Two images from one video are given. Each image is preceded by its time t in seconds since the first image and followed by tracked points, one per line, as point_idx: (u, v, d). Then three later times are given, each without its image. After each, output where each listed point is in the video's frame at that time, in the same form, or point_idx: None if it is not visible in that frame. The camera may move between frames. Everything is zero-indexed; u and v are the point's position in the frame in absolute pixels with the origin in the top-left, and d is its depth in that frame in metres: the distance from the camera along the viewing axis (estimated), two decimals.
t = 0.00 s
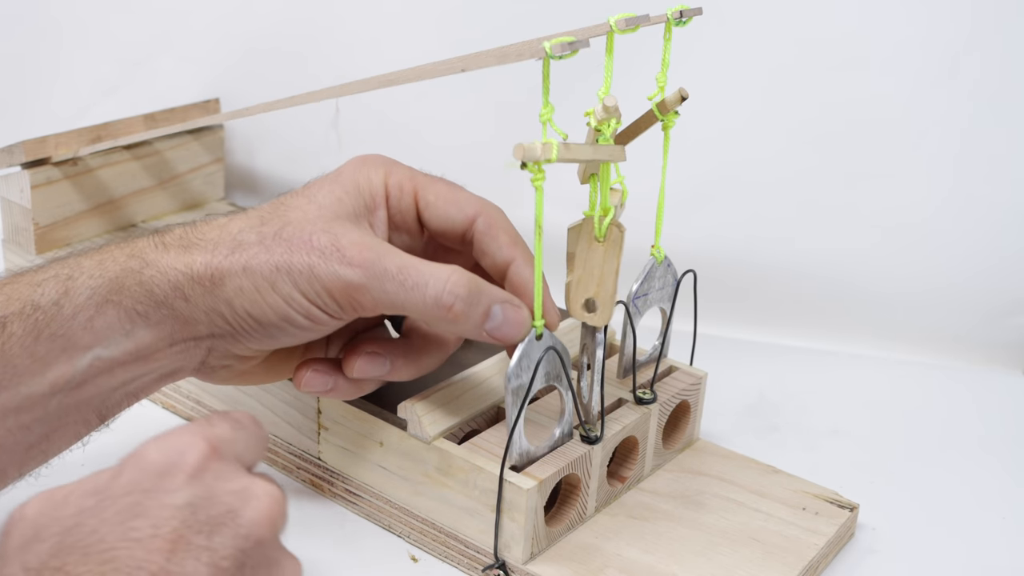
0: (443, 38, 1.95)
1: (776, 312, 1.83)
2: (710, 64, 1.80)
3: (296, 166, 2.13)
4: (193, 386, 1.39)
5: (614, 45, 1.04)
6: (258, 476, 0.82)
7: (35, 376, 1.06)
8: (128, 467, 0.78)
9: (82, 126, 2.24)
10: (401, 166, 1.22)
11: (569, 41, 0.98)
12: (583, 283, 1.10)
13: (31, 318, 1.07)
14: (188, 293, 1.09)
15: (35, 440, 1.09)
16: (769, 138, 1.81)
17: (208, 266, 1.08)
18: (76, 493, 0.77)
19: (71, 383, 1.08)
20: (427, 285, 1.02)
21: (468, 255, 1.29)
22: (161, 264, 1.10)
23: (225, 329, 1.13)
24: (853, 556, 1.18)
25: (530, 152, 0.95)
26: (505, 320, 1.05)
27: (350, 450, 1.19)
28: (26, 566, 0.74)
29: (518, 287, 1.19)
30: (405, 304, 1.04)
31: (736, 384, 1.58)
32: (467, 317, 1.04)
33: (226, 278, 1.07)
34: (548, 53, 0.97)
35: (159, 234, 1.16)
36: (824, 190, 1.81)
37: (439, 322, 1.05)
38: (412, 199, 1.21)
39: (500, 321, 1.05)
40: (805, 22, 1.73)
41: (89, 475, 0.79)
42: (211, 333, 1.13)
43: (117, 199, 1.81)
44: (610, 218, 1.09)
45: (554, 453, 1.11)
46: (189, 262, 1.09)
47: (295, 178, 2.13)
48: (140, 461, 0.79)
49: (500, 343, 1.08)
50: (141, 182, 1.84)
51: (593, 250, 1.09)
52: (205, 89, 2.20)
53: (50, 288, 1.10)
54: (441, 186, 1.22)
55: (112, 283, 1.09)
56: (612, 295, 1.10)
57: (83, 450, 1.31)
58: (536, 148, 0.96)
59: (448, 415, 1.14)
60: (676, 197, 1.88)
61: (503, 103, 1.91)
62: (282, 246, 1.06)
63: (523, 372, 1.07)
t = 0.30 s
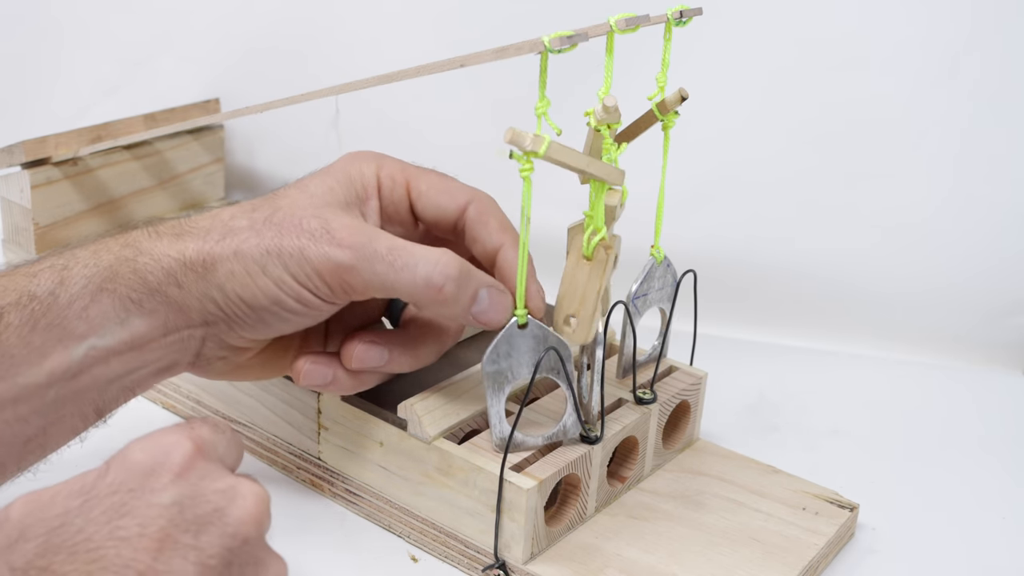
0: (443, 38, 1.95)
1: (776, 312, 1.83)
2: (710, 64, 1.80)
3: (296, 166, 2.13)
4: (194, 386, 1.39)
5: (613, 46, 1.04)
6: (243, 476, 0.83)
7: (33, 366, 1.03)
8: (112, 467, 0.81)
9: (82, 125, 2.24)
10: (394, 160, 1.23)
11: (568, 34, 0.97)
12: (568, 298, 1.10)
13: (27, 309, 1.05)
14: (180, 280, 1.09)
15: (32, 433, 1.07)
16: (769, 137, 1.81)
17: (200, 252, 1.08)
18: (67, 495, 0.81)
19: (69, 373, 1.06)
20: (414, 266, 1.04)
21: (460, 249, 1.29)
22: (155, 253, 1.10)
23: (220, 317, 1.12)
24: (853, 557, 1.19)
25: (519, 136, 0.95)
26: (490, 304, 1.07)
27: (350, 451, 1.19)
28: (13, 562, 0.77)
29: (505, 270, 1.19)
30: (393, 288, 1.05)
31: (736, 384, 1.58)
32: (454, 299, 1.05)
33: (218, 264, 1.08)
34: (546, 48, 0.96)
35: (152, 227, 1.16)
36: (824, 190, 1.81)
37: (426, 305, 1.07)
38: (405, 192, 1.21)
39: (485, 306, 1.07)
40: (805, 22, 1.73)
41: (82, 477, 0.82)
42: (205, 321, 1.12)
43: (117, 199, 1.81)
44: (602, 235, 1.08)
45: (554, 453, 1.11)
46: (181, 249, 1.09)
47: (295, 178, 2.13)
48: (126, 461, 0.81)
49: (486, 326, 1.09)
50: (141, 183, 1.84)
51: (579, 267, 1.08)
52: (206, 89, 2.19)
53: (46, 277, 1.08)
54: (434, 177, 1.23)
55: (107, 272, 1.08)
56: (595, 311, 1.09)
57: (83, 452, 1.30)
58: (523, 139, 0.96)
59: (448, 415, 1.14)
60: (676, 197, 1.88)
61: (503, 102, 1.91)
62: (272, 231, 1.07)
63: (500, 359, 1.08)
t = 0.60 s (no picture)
0: (443, 38, 1.95)
1: (776, 312, 1.83)
2: (710, 63, 1.80)
3: (296, 166, 2.13)
4: (193, 386, 1.39)
5: (613, 46, 1.04)
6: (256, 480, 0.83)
7: (29, 365, 1.02)
8: (125, 471, 0.82)
9: (82, 125, 2.24)
10: (403, 160, 1.23)
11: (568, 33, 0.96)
12: (580, 304, 1.11)
13: (23, 308, 1.03)
14: (177, 282, 1.04)
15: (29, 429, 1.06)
16: (769, 137, 1.81)
17: (195, 255, 1.03)
18: (79, 497, 0.81)
19: (66, 372, 1.04)
20: (410, 284, 0.98)
21: (471, 246, 1.29)
22: (151, 251, 1.05)
23: (215, 319, 1.08)
24: (853, 557, 1.18)
25: (520, 136, 0.95)
26: (490, 331, 0.98)
27: (351, 450, 1.19)
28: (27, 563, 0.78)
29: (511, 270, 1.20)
30: (387, 303, 0.99)
31: (736, 384, 1.58)
32: (450, 321, 0.98)
33: (212, 267, 1.03)
34: (546, 47, 0.95)
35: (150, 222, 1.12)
36: (823, 189, 1.81)
37: (421, 327, 1.00)
38: (415, 192, 1.21)
39: (487, 330, 0.98)
40: (805, 22, 1.73)
41: (95, 479, 0.83)
42: (200, 322, 1.08)
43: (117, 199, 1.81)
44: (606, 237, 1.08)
45: (554, 452, 1.11)
46: (177, 248, 1.04)
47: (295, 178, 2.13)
48: (138, 465, 0.82)
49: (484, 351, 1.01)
50: (140, 183, 1.84)
51: (586, 273, 1.08)
52: (206, 89, 2.19)
53: (42, 275, 1.06)
54: (443, 177, 1.23)
55: (103, 271, 1.05)
56: (608, 314, 1.10)
57: (82, 450, 1.31)
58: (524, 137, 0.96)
59: (448, 415, 1.14)
60: (676, 197, 1.88)
61: (503, 101, 1.91)
62: (270, 237, 1.02)
63: (500, 360, 1.07)
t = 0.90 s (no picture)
0: (443, 38, 1.96)
1: (776, 312, 1.82)
2: (709, 63, 1.80)
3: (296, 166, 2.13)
4: (194, 386, 1.39)
5: (613, 46, 1.04)
6: (261, 478, 0.83)
7: (17, 345, 0.98)
8: (130, 467, 0.82)
9: (82, 125, 2.24)
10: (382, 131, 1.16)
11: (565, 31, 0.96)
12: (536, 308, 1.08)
13: (8, 288, 0.99)
14: (162, 257, 1.01)
15: (19, 414, 1.03)
16: (770, 137, 1.81)
17: (180, 227, 1.00)
18: (85, 495, 0.81)
19: (54, 353, 1.01)
20: (398, 243, 0.96)
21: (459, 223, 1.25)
22: (137, 228, 1.02)
23: (201, 293, 1.04)
24: (853, 557, 1.19)
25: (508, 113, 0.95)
26: (473, 286, 1.01)
27: (350, 450, 1.19)
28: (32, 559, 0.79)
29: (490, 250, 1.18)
30: (373, 266, 0.98)
31: (736, 384, 1.58)
32: (436, 278, 0.99)
33: (197, 239, 0.99)
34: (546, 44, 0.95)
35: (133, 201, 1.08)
36: (824, 189, 1.81)
37: (409, 283, 1.00)
38: (402, 164, 1.16)
39: (467, 285, 1.01)
40: (805, 22, 1.73)
41: (104, 475, 0.82)
42: (187, 298, 1.04)
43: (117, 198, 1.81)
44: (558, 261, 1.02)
45: (554, 453, 1.11)
46: (161, 223, 1.01)
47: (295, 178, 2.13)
48: (144, 462, 0.81)
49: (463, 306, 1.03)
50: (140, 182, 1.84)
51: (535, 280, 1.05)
52: (206, 89, 2.20)
53: (25, 254, 1.01)
54: (429, 148, 1.17)
55: (89, 249, 1.01)
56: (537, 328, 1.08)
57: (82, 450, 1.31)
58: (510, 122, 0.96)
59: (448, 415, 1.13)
60: (676, 197, 1.88)
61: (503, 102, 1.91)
62: (253, 205, 0.98)
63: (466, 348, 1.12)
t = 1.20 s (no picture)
0: (443, 38, 1.96)
1: (776, 312, 1.82)
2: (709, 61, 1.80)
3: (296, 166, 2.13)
4: (193, 386, 1.39)
5: (613, 46, 1.04)
6: (263, 478, 0.83)
7: (6, 332, 0.93)
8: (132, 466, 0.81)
9: (82, 125, 2.24)
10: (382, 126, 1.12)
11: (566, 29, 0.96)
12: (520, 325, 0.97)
13: None
14: (140, 233, 0.95)
15: (10, 404, 0.97)
16: (770, 137, 1.81)
17: (156, 198, 0.94)
18: (89, 493, 0.81)
19: (43, 339, 0.95)
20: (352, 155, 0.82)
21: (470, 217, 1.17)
22: (120, 208, 0.97)
23: (182, 270, 0.96)
24: (853, 557, 1.19)
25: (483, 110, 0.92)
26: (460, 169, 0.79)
27: (350, 450, 1.19)
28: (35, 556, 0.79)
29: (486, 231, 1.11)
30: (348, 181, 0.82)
31: (737, 384, 1.58)
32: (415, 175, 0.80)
33: (167, 211, 0.92)
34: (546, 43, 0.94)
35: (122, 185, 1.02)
36: (824, 189, 1.81)
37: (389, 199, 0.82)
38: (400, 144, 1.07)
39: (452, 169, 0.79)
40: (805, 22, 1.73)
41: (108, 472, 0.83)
42: (168, 278, 0.97)
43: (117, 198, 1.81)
44: (540, 259, 0.92)
45: (554, 453, 1.11)
46: (140, 200, 0.95)
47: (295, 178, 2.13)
48: (146, 461, 0.81)
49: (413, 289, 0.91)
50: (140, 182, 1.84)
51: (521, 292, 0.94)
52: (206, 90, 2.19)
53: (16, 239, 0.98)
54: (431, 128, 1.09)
55: (76, 230, 0.97)
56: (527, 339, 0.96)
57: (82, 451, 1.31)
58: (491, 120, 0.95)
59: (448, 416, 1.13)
60: (676, 197, 1.88)
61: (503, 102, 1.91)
62: (217, 166, 0.90)
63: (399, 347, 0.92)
